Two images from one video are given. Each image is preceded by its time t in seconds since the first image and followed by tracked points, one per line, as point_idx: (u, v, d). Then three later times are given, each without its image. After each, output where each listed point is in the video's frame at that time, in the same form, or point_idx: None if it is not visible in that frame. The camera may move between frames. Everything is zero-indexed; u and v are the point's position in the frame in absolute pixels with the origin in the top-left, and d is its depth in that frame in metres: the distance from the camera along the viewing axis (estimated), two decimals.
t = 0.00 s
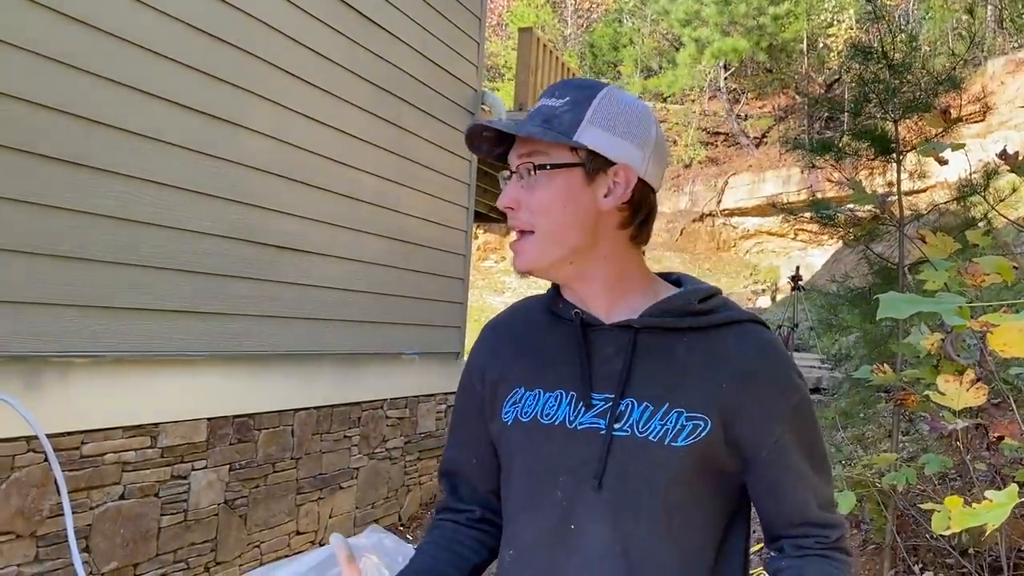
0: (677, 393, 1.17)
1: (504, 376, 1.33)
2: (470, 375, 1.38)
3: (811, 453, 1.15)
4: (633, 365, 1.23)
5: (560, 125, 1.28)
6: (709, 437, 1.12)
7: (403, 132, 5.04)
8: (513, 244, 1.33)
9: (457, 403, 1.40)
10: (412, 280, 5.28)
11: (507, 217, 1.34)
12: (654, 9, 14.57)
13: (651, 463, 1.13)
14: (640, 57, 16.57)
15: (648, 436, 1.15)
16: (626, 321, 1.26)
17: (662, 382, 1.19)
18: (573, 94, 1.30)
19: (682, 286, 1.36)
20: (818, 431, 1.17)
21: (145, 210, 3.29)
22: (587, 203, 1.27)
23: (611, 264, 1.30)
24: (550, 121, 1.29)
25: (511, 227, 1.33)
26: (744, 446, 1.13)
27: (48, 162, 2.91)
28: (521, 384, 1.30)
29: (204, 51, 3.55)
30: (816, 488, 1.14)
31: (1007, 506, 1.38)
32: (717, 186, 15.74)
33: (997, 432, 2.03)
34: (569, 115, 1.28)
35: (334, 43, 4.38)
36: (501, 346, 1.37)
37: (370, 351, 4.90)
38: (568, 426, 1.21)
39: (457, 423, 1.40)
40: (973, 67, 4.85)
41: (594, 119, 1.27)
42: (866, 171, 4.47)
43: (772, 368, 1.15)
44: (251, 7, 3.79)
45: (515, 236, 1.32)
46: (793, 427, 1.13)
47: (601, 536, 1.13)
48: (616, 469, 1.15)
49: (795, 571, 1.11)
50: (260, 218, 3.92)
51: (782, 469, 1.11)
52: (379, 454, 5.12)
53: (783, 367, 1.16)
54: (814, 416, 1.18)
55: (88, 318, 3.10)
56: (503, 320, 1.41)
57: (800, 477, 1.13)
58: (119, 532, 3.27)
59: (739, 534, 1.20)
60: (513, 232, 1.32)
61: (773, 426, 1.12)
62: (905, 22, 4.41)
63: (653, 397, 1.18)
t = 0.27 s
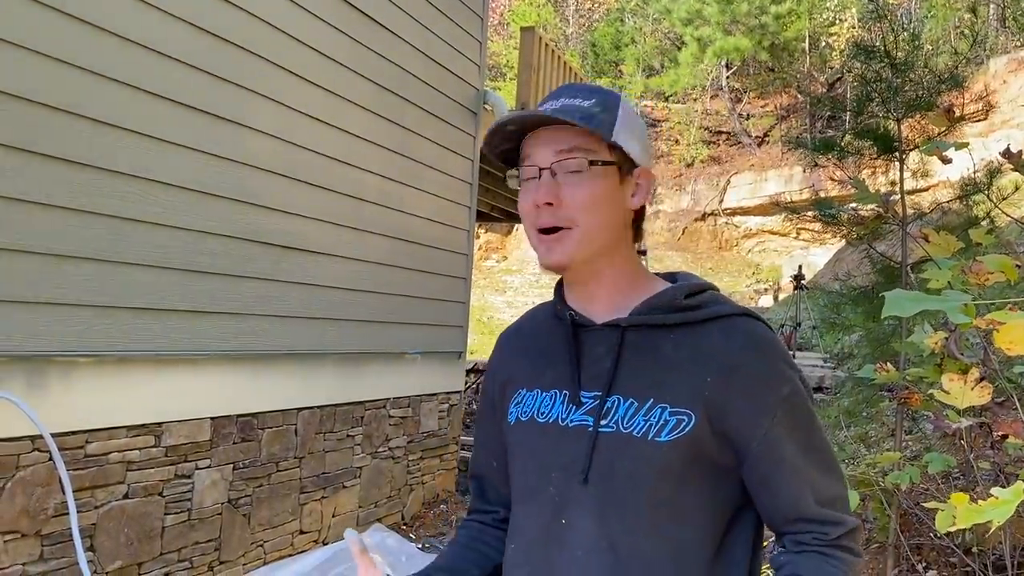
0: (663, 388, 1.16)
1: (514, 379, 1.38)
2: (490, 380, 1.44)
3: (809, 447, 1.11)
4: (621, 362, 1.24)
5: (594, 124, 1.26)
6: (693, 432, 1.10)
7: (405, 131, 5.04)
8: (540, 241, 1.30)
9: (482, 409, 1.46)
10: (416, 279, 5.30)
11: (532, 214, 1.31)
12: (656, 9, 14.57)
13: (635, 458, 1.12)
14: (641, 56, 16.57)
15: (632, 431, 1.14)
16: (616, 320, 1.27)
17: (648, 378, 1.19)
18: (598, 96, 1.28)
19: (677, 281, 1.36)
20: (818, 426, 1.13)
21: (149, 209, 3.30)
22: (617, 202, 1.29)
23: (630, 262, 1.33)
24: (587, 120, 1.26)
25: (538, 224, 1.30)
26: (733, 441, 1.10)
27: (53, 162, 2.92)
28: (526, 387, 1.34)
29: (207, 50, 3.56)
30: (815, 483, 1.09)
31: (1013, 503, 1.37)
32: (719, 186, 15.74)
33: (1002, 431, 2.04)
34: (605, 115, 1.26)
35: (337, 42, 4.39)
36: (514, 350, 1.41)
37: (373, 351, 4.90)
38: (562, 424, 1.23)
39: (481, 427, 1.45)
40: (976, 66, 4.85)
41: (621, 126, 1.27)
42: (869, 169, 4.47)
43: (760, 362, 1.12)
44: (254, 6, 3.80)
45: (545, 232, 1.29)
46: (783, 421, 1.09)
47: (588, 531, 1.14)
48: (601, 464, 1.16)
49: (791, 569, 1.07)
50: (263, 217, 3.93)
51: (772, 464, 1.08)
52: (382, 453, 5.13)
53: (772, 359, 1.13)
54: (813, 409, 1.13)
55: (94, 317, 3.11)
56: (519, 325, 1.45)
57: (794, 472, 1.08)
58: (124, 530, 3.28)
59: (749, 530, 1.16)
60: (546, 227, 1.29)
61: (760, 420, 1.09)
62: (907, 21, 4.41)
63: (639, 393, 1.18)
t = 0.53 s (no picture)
0: (665, 385, 1.17)
1: (516, 380, 1.38)
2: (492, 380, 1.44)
3: (816, 440, 1.10)
4: (624, 361, 1.25)
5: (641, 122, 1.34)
6: (697, 428, 1.12)
7: (407, 130, 5.05)
8: (584, 228, 1.30)
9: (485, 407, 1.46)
10: (418, 279, 5.31)
11: (576, 203, 1.31)
12: (656, 8, 14.58)
13: (640, 454, 1.13)
14: (642, 56, 16.57)
15: (636, 428, 1.15)
16: (618, 319, 1.28)
17: (651, 375, 1.20)
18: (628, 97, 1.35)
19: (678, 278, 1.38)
20: (825, 418, 1.13)
21: (151, 210, 3.31)
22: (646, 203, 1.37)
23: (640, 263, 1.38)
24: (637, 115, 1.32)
25: (584, 212, 1.30)
26: (737, 434, 1.12)
27: (55, 163, 2.93)
28: (528, 387, 1.34)
29: (208, 51, 3.57)
30: (822, 476, 1.09)
31: (1015, 503, 1.37)
32: (720, 185, 15.74)
33: (1003, 429, 2.04)
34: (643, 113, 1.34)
35: (338, 43, 4.39)
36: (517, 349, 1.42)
37: (375, 351, 4.91)
38: (564, 424, 1.24)
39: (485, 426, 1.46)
40: (977, 65, 4.85)
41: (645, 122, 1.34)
42: (869, 169, 4.47)
43: (761, 355, 1.14)
44: (255, 7, 3.81)
45: (589, 220, 1.30)
46: (788, 413, 1.10)
47: (594, 529, 1.14)
48: (606, 462, 1.16)
49: (797, 560, 1.06)
50: (265, 218, 3.94)
51: (777, 455, 1.08)
52: (384, 453, 5.13)
53: (774, 352, 1.14)
54: (818, 402, 1.14)
55: (96, 318, 3.12)
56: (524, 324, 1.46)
57: (800, 464, 1.08)
58: (127, 530, 3.29)
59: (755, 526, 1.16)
60: (592, 216, 1.30)
61: (764, 412, 1.10)
62: (908, 20, 4.41)
63: (642, 391, 1.19)
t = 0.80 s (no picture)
0: (683, 386, 1.17)
1: (513, 379, 1.33)
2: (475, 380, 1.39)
3: (824, 445, 1.13)
4: (640, 362, 1.24)
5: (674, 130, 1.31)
6: (717, 429, 1.12)
7: (407, 131, 5.05)
8: (613, 242, 1.28)
9: (464, 407, 1.41)
10: (419, 279, 5.31)
11: (606, 215, 1.28)
12: (656, 8, 14.59)
13: (662, 456, 1.13)
14: (642, 56, 16.58)
15: (657, 429, 1.15)
16: (632, 319, 1.27)
17: (666, 376, 1.20)
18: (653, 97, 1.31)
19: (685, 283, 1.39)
20: (830, 424, 1.15)
21: (152, 211, 3.32)
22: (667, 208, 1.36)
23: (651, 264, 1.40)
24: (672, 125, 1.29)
25: (614, 225, 1.28)
26: (750, 437, 1.13)
27: (55, 164, 2.93)
28: (530, 388, 1.30)
29: (209, 52, 3.57)
30: (831, 482, 1.11)
31: (1014, 499, 1.37)
32: (721, 185, 15.74)
33: (1004, 428, 2.04)
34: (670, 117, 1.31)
35: (339, 43, 4.40)
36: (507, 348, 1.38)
37: (376, 351, 4.91)
38: (578, 425, 1.21)
39: (459, 425, 1.40)
40: (976, 63, 4.86)
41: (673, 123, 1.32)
42: (869, 168, 4.48)
43: (773, 359, 1.16)
44: (255, 8, 3.81)
45: (619, 233, 1.28)
46: (800, 416, 1.12)
47: (616, 533, 1.12)
48: (626, 464, 1.15)
49: (804, 565, 1.07)
50: (266, 219, 3.94)
51: (791, 457, 1.10)
52: (385, 453, 5.14)
53: (784, 357, 1.16)
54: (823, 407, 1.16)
55: (98, 319, 3.12)
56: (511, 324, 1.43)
57: (810, 469, 1.10)
58: (129, 531, 3.29)
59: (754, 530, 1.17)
60: (621, 231, 1.28)
61: (779, 415, 1.11)
62: (908, 20, 4.42)
63: (660, 392, 1.19)
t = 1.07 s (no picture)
0: (703, 388, 1.17)
1: (524, 381, 1.32)
2: (482, 383, 1.37)
3: (832, 449, 1.14)
4: (658, 363, 1.23)
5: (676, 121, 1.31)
6: (738, 430, 1.12)
7: (408, 131, 5.04)
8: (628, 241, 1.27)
9: (470, 412, 1.39)
10: (421, 279, 5.31)
11: (618, 214, 1.27)
12: (657, 7, 14.59)
13: (683, 457, 1.12)
14: (643, 55, 16.58)
15: (679, 431, 1.15)
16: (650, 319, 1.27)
17: (685, 378, 1.20)
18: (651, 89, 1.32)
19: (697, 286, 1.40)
20: (835, 430, 1.17)
21: (153, 212, 3.31)
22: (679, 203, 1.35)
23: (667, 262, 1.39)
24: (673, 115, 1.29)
25: (627, 224, 1.27)
26: (765, 440, 1.13)
27: (57, 165, 2.94)
28: (542, 387, 1.29)
29: (210, 53, 3.57)
30: (839, 487, 1.12)
31: (1016, 500, 1.36)
32: (722, 183, 15.74)
33: (1005, 426, 2.04)
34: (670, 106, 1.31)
35: (340, 44, 4.40)
36: (515, 349, 1.36)
37: (377, 351, 4.91)
38: (596, 425, 1.20)
39: (469, 431, 1.38)
40: (978, 61, 4.85)
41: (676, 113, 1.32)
42: (870, 166, 4.48)
43: (789, 363, 1.17)
44: (256, 9, 3.81)
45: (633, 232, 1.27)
46: (813, 420, 1.13)
47: (635, 536, 1.11)
48: (647, 465, 1.14)
49: (813, 569, 1.08)
50: (267, 219, 3.94)
51: (805, 460, 1.10)
52: (387, 453, 5.13)
53: (799, 361, 1.17)
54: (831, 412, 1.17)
55: (99, 319, 3.12)
56: (516, 325, 1.41)
57: (821, 472, 1.11)
58: (131, 532, 3.29)
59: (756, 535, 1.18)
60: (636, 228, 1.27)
61: (796, 417, 1.12)
62: (908, 17, 4.41)
63: (680, 393, 1.19)
